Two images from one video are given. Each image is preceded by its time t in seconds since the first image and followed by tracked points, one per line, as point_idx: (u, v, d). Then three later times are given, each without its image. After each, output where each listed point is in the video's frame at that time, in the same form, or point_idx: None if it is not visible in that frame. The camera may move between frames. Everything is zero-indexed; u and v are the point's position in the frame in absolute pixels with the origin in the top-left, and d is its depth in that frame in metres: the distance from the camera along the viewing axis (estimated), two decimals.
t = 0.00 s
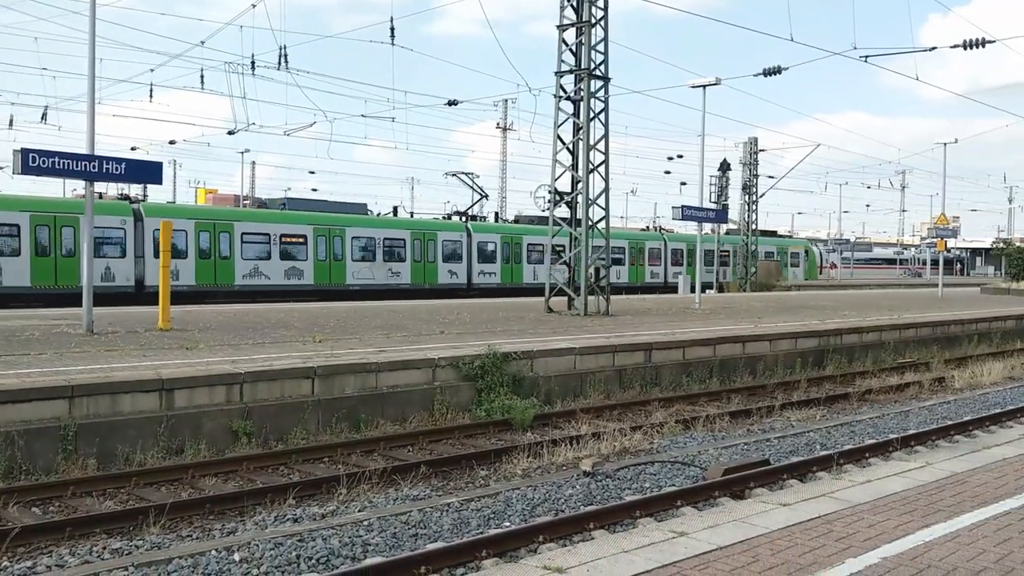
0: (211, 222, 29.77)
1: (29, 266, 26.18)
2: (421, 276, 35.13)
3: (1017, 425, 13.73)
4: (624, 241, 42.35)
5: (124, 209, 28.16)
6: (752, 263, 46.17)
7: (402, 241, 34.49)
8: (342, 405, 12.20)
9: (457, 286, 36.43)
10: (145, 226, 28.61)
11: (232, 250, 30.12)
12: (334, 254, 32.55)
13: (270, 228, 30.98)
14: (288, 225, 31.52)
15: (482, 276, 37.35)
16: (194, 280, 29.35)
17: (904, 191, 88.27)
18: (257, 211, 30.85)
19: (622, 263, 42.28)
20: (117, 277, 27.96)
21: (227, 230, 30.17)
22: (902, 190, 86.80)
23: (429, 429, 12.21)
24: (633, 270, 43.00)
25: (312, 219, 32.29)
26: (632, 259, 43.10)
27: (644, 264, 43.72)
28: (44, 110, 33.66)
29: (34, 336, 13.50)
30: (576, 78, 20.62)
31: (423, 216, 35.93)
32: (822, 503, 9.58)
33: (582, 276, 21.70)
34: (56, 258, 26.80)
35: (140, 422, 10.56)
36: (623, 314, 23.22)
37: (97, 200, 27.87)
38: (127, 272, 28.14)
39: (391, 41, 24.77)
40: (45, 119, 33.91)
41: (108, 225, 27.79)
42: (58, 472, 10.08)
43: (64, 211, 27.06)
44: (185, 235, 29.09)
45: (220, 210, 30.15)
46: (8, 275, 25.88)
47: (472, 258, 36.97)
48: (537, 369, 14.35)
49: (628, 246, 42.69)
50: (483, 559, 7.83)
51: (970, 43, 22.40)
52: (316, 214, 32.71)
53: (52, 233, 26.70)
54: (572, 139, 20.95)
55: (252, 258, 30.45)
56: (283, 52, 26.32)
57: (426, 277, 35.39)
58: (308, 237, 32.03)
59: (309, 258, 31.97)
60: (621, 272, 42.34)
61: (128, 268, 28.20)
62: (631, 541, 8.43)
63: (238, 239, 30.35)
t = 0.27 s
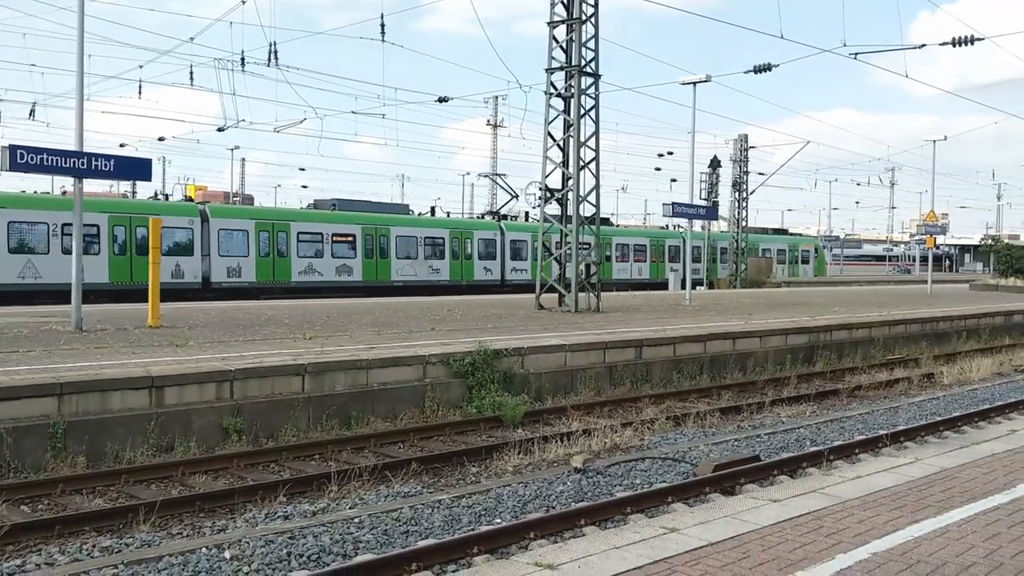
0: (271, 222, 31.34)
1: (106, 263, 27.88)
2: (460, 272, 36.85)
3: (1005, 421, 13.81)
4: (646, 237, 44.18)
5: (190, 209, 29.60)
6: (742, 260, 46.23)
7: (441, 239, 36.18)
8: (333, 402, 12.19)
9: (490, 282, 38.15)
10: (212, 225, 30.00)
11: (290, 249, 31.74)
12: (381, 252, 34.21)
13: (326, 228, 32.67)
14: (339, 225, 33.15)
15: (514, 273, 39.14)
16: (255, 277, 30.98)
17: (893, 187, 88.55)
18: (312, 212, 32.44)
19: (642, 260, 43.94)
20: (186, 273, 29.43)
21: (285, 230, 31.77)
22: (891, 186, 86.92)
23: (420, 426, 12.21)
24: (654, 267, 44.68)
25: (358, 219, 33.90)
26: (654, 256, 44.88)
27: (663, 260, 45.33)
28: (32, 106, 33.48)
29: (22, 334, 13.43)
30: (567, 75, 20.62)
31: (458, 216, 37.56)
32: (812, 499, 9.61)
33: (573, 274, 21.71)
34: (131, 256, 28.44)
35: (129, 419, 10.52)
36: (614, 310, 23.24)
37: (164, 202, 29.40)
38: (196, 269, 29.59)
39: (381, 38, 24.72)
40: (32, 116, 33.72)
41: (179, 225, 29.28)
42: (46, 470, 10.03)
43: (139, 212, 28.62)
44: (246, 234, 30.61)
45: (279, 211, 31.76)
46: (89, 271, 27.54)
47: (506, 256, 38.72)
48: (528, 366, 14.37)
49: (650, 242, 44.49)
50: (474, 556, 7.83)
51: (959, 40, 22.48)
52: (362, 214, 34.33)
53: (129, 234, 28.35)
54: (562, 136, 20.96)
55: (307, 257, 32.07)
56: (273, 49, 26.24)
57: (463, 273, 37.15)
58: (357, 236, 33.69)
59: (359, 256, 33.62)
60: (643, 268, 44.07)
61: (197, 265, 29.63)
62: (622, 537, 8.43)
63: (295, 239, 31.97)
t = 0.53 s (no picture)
0: (328, 223, 33.11)
1: (181, 261, 29.42)
2: (498, 270, 38.42)
3: (1000, 418, 13.84)
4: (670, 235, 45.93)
5: (252, 210, 31.21)
6: (738, 258, 46.25)
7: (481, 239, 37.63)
8: (328, 401, 12.19)
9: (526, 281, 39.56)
10: (274, 225, 31.70)
11: (344, 248, 33.46)
12: (426, 250, 35.81)
13: (373, 227, 34.21)
14: (388, 225, 34.83)
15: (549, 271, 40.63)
16: (313, 274, 32.79)
17: (888, 185, 88.73)
18: (360, 212, 34.02)
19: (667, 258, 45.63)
20: (252, 271, 31.18)
21: (340, 231, 33.45)
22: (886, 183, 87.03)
23: (416, 424, 12.20)
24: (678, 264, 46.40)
25: (405, 220, 35.54)
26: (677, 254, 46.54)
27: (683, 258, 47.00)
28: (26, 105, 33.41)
29: (18, 332, 13.41)
30: (562, 73, 20.61)
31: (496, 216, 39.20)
32: (807, 496, 9.62)
33: (568, 271, 21.71)
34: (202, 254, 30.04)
35: (123, 418, 10.49)
36: (609, 308, 23.25)
37: (226, 203, 30.96)
38: (260, 267, 31.33)
39: (377, 35, 24.67)
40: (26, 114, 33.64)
41: (245, 225, 30.89)
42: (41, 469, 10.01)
43: (208, 212, 30.20)
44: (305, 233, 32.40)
45: (335, 212, 33.44)
46: (166, 269, 29.08)
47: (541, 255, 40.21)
48: (525, 364, 14.37)
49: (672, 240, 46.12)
50: (470, 554, 7.83)
51: (955, 38, 22.50)
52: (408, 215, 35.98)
53: (201, 234, 29.96)
54: (558, 134, 20.96)
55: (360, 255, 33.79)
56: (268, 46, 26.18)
57: (502, 271, 38.63)
58: (404, 235, 35.34)
59: (485, 255, 37.94)
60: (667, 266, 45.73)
61: (262, 263, 31.36)
62: (618, 535, 8.43)
63: (349, 239, 33.67)
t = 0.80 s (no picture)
0: (380, 223, 34.13)
1: (247, 260, 30.57)
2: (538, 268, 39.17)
3: (997, 416, 13.86)
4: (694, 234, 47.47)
5: (313, 213, 32.42)
6: (736, 256, 46.23)
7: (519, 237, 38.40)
8: (326, 399, 12.19)
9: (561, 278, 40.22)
10: (331, 226, 32.85)
11: (393, 247, 34.37)
12: (469, 250, 36.69)
13: (419, 228, 35.10)
14: (433, 225, 35.63)
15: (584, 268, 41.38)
16: (366, 272, 33.80)
17: (885, 182, 88.72)
18: (409, 213, 34.98)
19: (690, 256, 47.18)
20: (311, 269, 32.29)
21: (390, 231, 34.42)
22: (884, 181, 86.92)
23: (413, 422, 12.20)
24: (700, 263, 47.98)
25: (449, 220, 36.32)
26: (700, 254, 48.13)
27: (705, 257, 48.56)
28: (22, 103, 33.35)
29: (14, 331, 13.40)
30: (560, 71, 20.61)
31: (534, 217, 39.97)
32: (805, 494, 9.63)
33: (566, 269, 21.72)
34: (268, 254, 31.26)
35: (120, 417, 10.48)
36: (607, 306, 23.24)
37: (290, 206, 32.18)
38: (319, 265, 32.46)
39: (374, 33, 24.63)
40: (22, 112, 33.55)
41: (304, 226, 32.08)
42: (39, 467, 10.00)
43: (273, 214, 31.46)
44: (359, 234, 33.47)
45: (384, 213, 34.43)
46: (234, 268, 30.30)
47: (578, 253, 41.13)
48: (522, 362, 14.38)
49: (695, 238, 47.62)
50: (469, 552, 7.83)
51: (953, 36, 22.49)
52: (451, 215, 36.80)
53: (266, 235, 31.17)
54: (556, 132, 20.94)
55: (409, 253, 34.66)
56: (265, 44, 26.15)
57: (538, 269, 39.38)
58: (448, 235, 36.02)
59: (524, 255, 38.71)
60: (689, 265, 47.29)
61: (320, 262, 32.53)
62: (615, 533, 8.43)
63: (397, 238, 34.54)
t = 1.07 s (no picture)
0: (425, 224, 35.88)
1: (307, 259, 32.34)
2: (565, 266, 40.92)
3: (994, 413, 13.88)
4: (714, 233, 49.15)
5: (364, 213, 34.16)
6: (732, 254, 46.26)
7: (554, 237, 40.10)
8: (323, 397, 12.19)
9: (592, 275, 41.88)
10: (382, 226, 34.54)
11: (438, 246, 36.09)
12: (508, 249, 38.52)
13: (462, 228, 36.78)
14: (474, 225, 37.29)
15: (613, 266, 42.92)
16: (413, 271, 35.52)
17: (882, 180, 89.01)
18: (453, 214, 36.65)
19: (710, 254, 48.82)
20: (363, 268, 34.05)
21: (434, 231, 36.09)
22: (882, 179, 86.92)
23: (411, 420, 12.21)
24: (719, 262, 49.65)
25: (488, 221, 38.06)
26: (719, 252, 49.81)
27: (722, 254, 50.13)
28: (20, 101, 33.33)
29: (11, 329, 13.40)
30: (558, 68, 20.59)
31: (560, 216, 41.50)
32: (801, 492, 9.63)
33: (563, 268, 21.73)
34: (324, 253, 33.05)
35: (116, 416, 10.46)
36: (604, 305, 23.23)
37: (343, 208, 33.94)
38: (371, 263, 34.21)
39: (371, 31, 24.59)
40: (19, 110, 33.52)
41: (358, 227, 33.89)
42: (36, 466, 9.99)
43: (329, 215, 33.28)
44: (408, 233, 35.18)
45: (430, 214, 36.19)
46: (295, 266, 32.07)
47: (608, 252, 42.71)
48: (520, 360, 14.39)
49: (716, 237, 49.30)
50: (466, 550, 7.83)
51: (950, 33, 22.50)
52: (491, 216, 38.61)
53: (322, 235, 32.94)
54: (554, 130, 20.94)
55: (453, 253, 36.39)
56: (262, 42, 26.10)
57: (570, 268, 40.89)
58: (488, 235, 37.72)
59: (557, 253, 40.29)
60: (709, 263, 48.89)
61: (372, 261, 34.27)
62: (612, 531, 8.42)
63: (442, 238, 36.22)
